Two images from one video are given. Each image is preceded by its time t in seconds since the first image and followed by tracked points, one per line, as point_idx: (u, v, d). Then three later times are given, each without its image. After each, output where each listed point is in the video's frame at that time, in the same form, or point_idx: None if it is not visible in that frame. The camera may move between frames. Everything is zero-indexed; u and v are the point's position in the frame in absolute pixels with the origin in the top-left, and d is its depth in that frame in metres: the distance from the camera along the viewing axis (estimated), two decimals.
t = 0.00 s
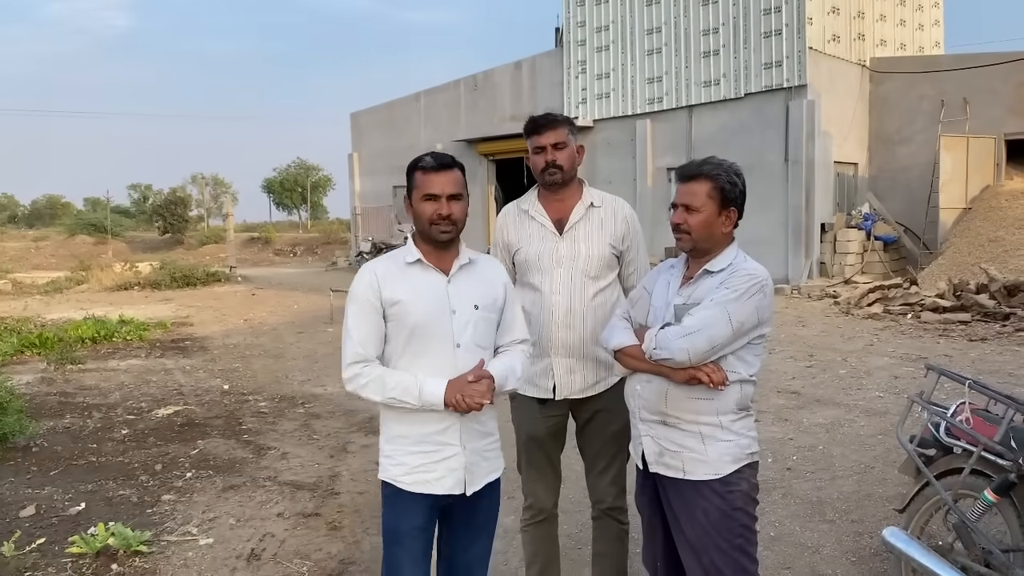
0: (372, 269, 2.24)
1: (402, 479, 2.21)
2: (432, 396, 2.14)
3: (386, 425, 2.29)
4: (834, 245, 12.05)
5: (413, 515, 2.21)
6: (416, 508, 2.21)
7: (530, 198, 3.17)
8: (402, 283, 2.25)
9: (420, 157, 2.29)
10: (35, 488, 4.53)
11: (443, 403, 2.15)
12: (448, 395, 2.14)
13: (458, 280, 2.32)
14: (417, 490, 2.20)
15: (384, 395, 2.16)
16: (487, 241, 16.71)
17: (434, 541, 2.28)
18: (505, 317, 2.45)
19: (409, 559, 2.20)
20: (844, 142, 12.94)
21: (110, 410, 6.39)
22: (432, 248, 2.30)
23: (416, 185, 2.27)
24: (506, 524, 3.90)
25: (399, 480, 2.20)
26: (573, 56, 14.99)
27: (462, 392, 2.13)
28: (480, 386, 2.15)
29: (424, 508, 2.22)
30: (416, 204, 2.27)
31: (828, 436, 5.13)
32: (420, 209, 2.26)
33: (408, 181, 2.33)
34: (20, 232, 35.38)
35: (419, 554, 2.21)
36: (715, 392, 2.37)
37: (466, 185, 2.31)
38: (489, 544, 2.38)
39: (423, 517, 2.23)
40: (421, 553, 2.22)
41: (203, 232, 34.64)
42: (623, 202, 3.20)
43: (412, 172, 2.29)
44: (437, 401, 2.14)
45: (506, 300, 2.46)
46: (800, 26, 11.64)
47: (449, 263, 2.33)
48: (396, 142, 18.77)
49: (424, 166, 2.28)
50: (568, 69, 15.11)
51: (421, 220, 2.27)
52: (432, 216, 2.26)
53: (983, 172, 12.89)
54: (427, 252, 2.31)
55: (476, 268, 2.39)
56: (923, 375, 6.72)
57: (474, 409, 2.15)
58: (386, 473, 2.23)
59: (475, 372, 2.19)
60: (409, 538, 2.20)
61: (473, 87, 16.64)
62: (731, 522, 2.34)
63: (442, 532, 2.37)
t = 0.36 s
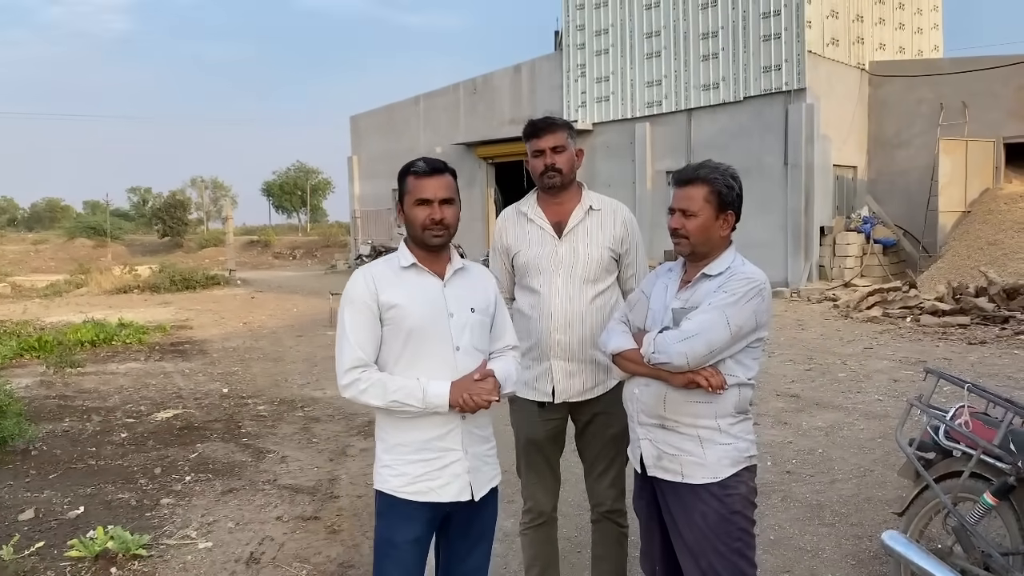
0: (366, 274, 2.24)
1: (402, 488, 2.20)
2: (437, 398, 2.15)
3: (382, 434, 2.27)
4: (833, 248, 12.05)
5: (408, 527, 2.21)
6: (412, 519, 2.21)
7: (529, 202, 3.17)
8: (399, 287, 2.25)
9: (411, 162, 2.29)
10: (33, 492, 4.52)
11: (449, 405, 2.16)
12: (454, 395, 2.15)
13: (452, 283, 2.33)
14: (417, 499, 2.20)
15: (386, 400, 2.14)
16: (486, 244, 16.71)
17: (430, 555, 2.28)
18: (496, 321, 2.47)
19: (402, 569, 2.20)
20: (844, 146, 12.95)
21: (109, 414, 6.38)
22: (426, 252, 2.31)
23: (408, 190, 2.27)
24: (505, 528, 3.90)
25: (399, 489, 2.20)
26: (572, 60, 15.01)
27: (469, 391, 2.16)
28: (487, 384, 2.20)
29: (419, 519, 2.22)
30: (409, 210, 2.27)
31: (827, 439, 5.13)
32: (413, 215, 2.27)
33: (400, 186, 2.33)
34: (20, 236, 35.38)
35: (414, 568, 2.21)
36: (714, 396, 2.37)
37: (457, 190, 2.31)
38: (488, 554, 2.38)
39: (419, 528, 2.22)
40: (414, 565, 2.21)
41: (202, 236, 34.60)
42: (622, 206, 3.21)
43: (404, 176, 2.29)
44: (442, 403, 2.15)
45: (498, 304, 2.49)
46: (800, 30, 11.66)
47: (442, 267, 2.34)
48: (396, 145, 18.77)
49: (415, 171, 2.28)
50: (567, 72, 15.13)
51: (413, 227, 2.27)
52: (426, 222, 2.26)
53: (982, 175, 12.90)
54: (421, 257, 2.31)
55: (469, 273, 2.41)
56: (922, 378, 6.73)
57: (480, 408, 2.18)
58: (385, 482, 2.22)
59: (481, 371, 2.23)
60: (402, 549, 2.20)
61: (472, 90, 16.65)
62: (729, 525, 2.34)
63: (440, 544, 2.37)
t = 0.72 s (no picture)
0: (343, 280, 2.23)
1: (392, 499, 2.20)
2: (423, 402, 2.14)
3: (367, 444, 2.26)
4: (833, 250, 12.06)
5: (398, 541, 2.21)
6: (401, 533, 2.21)
7: (529, 204, 3.18)
8: (379, 293, 2.24)
9: (393, 164, 2.30)
10: (33, 495, 4.52)
11: (436, 409, 2.15)
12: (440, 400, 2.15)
13: (432, 286, 2.34)
14: (408, 510, 2.20)
15: (371, 408, 2.14)
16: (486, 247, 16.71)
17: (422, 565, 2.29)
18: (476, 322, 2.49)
19: None
20: (843, 148, 12.97)
21: (109, 417, 6.37)
22: (408, 255, 2.31)
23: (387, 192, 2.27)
24: (505, 530, 3.90)
25: (389, 501, 2.20)
26: (572, 63, 15.02)
27: (460, 392, 2.16)
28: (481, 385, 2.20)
29: (408, 533, 2.22)
30: (391, 212, 2.26)
31: (827, 442, 5.12)
32: (396, 217, 2.26)
33: (377, 189, 2.32)
34: (19, 239, 35.38)
35: None
36: (713, 398, 2.37)
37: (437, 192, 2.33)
38: (478, 563, 2.37)
39: (408, 542, 2.22)
40: None
41: (201, 238, 34.57)
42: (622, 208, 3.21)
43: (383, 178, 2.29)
44: (429, 408, 2.14)
45: (476, 306, 2.50)
46: (799, 33, 11.68)
47: (420, 271, 2.35)
48: (395, 148, 18.78)
49: (396, 172, 2.28)
50: (567, 75, 15.15)
51: (397, 229, 2.26)
52: (413, 224, 2.26)
53: (981, 178, 12.91)
54: (401, 261, 2.31)
55: (447, 275, 2.41)
56: (922, 381, 6.72)
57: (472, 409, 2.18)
58: (374, 495, 2.21)
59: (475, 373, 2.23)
60: (393, 563, 2.20)
61: (472, 93, 16.67)
62: (729, 528, 2.34)
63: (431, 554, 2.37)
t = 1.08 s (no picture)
0: (346, 283, 2.21)
1: (396, 502, 2.20)
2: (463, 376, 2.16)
3: (367, 447, 2.25)
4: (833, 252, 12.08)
5: (401, 543, 2.21)
6: (403, 536, 2.21)
7: (529, 206, 3.18)
8: (385, 293, 2.24)
9: (374, 167, 2.28)
10: (33, 497, 4.52)
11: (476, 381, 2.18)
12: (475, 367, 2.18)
13: (428, 287, 2.36)
14: (413, 511, 2.20)
15: (412, 389, 2.12)
16: (486, 248, 16.72)
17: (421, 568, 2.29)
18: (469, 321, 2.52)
19: None
20: (843, 150, 12.97)
21: (109, 419, 6.38)
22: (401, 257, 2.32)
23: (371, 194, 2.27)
24: (505, 532, 3.90)
25: (392, 503, 2.19)
26: (572, 64, 15.04)
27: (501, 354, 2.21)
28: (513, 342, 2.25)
29: (409, 535, 2.22)
30: (378, 215, 2.25)
31: (828, 443, 5.13)
32: (383, 220, 2.25)
33: (361, 195, 2.30)
34: (20, 241, 35.46)
35: None
36: (714, 400, 2.38)
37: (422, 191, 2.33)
38: (475, 565, 2.38)
39: (410, 544, 2.22)
40: None
41: (202, 240, 34.58)
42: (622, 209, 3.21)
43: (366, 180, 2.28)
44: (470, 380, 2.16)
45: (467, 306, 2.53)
46: (799, 34, 11.69)
47: (414, 272, 2.36)
48: (395, 150, 18.79)
49: (380, 175, 2.26)
50: (567, 77, 15.16)
51: (386, 232, 2.26)
52: (401, 226, 2.26)
53: (981, 179, 12.92)
54: (396, 263, 2.32)
55: (439, 276, 2.43)
56: (922, 382, 6.72)
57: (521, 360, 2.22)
58: (377, 497, 2.20)
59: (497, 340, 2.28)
60: (395, 566, 2.20)
61: (472, 95, 16.68)
62: (730, 529, 2.35)
63: (428, 556, 2.37)
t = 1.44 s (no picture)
0: (346, 287, 2.21)
1: (400, 502, 2.20)
2: (452, 399, 2.16)
3: (370, 448, 2.25)
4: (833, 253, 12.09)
5: (405, 542, 2.21)
6: (408, 534, 2.22)
7: (529, 207, 3.18)
8: (386, 299, 2.24)
9: (375, 170, 2.28)
10: (34, 498, 4.52)
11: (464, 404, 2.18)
12: (467, 389, 2.18)
13: (431, 291, 2.35)
14: (417, 512, 2.20)
15: (402, 410, 2.13)
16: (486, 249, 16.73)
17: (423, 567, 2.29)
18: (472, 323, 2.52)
19: None
20: (843, 150, 12.97)
21: (109, 420, 6.38)
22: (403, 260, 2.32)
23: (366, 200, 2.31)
24: (505, 532, 3.90)
25: (396, 503, 2.19)
26: (572, 65, 15.04)
27: (480, 380, 2.20)
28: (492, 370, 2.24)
29: (415, 534, 2.22)
30: (378, 220, 2.27)
31: (828, 443, 5.13)
32: (383, 224, 2.26)
33: (364, 197, 2.31)
34: (20, 242, 35.51)
35: None
36: (716, 400, 2.38)
37: (425, 195, 2.32)
38: (477, 565, 2.38)
39: (414, 544, 2.22)
40: None
41: (202, 241, 34.57)
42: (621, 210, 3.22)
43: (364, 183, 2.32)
44: (458, 402, 2.16)
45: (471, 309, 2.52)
46: (799, 35, 11.69)
47: (417, 274, 2.36)
48: (396, 151, 18.81)
49: (380, 179, 2.27)
50: (567, 78, 15.17)
51: (384, 235, 2.27)
52: (398, 230, 2.26)
53: (981, 179, 12.92)
54: (397, 265, 2.32)
55: (442, 279, 2.42)
56: (922, 382, 6.73)
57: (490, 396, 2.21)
58: (380, 497, 2.20)
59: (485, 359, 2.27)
60: (399, 566, 2.20)
61: (472, 95, 16.69)
62: (732, 530, 2.35)
63: (431, 556, 2.38)
